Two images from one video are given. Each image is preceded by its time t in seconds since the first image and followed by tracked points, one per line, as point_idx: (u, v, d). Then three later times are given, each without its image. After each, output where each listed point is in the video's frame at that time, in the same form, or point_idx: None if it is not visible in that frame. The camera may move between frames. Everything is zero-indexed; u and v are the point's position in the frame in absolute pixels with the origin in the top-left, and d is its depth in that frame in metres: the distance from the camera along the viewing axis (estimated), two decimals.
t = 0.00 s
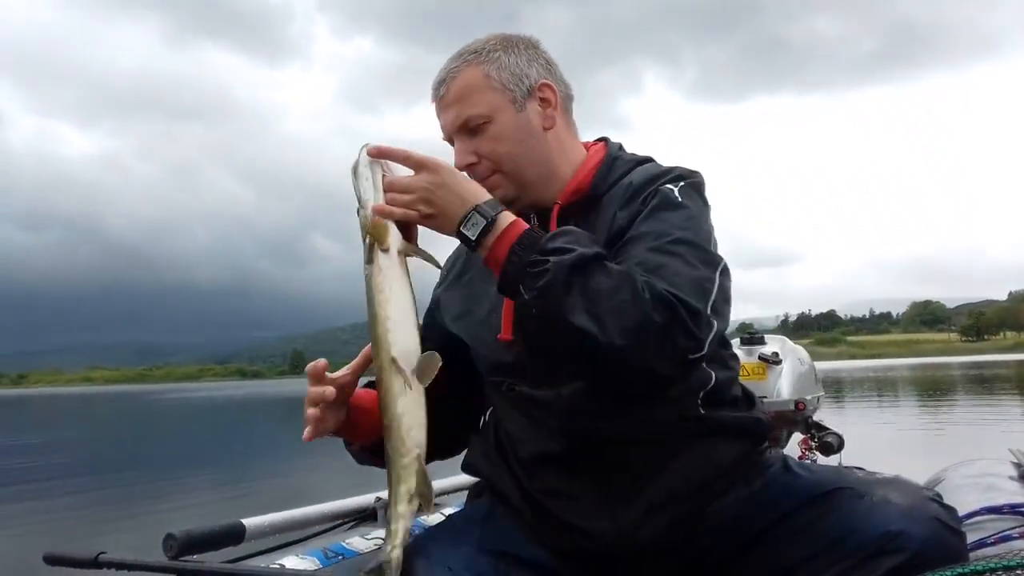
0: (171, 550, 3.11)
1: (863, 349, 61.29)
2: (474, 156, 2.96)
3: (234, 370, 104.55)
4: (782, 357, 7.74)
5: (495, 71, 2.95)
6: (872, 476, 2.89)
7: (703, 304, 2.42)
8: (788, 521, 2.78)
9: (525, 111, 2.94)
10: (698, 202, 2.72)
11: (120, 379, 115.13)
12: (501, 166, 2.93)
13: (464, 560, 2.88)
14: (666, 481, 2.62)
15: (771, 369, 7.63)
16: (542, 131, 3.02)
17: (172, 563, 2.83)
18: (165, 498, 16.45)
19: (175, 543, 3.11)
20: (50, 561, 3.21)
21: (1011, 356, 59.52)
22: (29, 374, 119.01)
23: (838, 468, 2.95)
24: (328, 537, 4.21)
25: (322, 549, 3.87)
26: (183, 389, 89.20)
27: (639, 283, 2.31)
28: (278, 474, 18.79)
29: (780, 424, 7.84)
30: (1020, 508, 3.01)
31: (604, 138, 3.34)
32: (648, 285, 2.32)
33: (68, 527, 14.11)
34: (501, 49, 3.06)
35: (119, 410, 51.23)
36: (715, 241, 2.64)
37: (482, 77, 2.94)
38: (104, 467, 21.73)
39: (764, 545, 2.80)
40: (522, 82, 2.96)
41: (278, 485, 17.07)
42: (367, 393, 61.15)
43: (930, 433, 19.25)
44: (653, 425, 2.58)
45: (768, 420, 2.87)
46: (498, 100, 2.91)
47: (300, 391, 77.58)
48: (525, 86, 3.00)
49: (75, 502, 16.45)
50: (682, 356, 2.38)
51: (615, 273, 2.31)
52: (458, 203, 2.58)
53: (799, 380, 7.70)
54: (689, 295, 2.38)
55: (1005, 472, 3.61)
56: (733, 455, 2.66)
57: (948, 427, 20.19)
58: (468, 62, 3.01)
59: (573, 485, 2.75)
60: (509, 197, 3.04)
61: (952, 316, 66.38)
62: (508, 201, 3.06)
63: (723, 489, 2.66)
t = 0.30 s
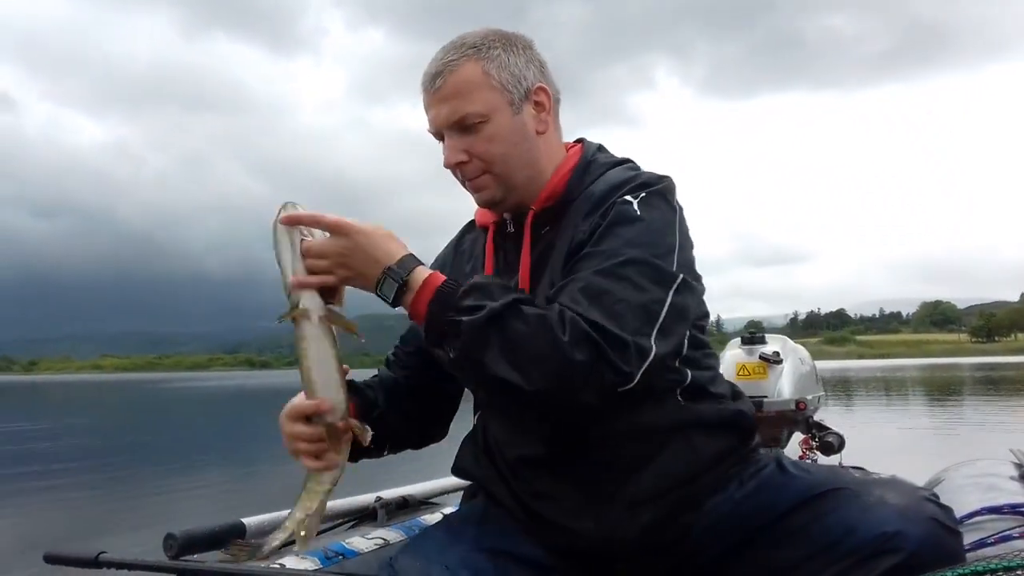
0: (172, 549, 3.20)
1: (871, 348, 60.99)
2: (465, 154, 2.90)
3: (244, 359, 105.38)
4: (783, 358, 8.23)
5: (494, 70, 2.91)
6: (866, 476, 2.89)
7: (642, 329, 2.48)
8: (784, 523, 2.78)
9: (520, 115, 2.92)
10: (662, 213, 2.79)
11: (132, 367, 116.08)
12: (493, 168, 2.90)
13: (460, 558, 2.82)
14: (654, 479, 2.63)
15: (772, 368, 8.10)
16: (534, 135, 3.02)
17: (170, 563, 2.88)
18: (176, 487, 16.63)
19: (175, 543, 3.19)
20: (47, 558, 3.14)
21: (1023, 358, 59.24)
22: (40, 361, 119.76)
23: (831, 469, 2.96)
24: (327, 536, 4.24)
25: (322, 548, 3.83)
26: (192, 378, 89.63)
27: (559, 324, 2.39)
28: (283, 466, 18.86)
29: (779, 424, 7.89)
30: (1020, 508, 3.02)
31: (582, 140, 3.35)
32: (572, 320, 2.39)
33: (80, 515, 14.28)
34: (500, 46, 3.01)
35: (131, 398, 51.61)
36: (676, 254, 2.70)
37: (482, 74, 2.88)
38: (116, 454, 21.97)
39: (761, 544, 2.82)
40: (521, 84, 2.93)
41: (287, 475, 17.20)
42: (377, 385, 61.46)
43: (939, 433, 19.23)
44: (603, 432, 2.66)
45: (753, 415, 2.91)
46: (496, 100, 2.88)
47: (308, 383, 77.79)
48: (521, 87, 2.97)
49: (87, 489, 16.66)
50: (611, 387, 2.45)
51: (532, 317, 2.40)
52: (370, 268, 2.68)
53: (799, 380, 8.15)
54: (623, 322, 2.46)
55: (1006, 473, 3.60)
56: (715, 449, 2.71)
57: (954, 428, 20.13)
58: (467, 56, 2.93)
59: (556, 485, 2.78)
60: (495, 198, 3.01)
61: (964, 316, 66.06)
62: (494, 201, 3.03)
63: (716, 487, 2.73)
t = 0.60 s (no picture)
0: (172, 550, 3.22)
1: (876, 349, 60.83)
2: (449, 159, 2.89)
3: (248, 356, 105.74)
4: (783, 358, 8.22)
5: (482, 77, 2.88)
6: (857, 481, 2.89)
7: (599, 365, 2.51)
8: (775, 530, 2.79)
9: (505, 124, 2.91)
10: (627, 227, 2.72)
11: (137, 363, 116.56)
12: (477, 175, 2.91)
13: (460, 557, 2.83)
14: (640, 480, 2.69)
15: (772, 368, 8.10)
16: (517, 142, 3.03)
17: (171, 563, 2.88)
18: (178, 483, 16.71)
19: (174, 544, 3.20)
20: (49, 558, 3.06)
21: None
22: (45, 356, 120.20)
23: (822, 471, 2.96)
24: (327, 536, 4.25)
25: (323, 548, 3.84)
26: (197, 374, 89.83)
27: (508, 386, 2.51)
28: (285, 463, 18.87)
29: (779, 425, 7.91)
30: (1021, 508, 3.01)
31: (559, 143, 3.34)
32: (520, 378, 2.49)
33: (83, 509, 14.36)
34: (488, 50, 2.96)
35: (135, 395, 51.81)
36: (646, 268, 2.66)
37: (470, 80, 2.85)
38: (120, 449, 22.09)
39: (752, 549, 2.83)
40: (508, 92, 2.91)
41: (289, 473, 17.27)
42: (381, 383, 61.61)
43: (941, 434, 19.22)
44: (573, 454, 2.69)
45: (741, 413, 2.93)
46: (483, 108, 2.86)
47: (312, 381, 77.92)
48: (507, 96, 2.95)
49: (91, 483, 16.76)
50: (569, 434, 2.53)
51: (477, 385, 2.52)
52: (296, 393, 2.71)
53: (798, 380, 8.14)
54: (579, 364, 2.50)
55: (1006, 473, 3.60)
56: (703, 450, 2.76)
57: (957, 429, 20.06)
58: (454, 60, 2.88)
59: (540, 492, 2.81)
60: (477, 205, 3.03)
61: (969, 318, 65.92)
62: (474, 209, 3.04)
63: (705, 490, 2.77)
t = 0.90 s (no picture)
0: (172, 548, 3.20)
1: (875, 350, 60.89)
2: (432, 165, 2.83)
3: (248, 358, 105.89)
4: (784, 357, 8.22)
5: (463, 78, 2.81)
6: (858, 484, 2.89)
7: (591, 380, 2.51)
8: (773, 533, 2.78)
9: (489, 126, 2.85)
10: (619, 231, 2.69)
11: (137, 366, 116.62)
12: (462, 181, 2.86)
13: (458, 556, 2.82)
14: (640, 484, 2.69)
15: (773, 367, 8.11)
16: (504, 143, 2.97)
17: (172, 562, 2.87)
18: (179, 484, 16.76)
19: (175, 543, 3.19)
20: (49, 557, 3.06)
21: None
22: (44, 359, 120.25)
23: (822, 472, 2.96)
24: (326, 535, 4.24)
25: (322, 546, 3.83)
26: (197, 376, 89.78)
27: (499, 408, 2.51)
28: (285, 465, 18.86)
29: (780, 424, 7.91)
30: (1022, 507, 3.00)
31: (547, 138, 3.28)
32: (511, 399, 2.49)
33: (84, 510, 14.40)
34: (470, 49, 2.90)
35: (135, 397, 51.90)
36: (640, 273, 2.65)
37: (451, 83, 2.79)
38: (121, 451, 22.16)
39: (751, 550, 2.82)
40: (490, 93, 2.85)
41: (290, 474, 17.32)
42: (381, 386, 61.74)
43: (941, 434, 19.26)
44: (568, 463, 2.67)
45: (738, 413, 2.92)
46: (464, 111, 2.80)
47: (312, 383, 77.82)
48: (490, 96, 2.89)
49: (92, 485, 16.80)
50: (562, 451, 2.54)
51: (466, 407, 2.52)
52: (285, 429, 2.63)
53: (799, 379, 8.14)
54: (569, 380, 2.50)
55: (1006, 472, 3.59)
56: (701, 453, 2.76)
57: (958, 429, 20.05)
58: (433, 61, 2.81)
59: (537, 497, 2.80)
60: (463, 211, 2.97)
61: (967, 318, 66.09)
62: (461, 214, 3.00)
63: (701, 490, 2.76)
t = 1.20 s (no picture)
0: (171, 549, 3.21)
1: (876, 352, 60.85)
2: (430, 168, 2.82)
3: (248, 362, 105.96)
4: (783, 358, 8.23)
5: (460, 81, 2.80)
6: (859, 485, 2.89)
7: (589, 392, 2.52)
8: (774, 534, 2.78)
9: (487, 130, 2.84)
10: (619, 240, 2.68)
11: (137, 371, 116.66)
12: (459, 185, 2.85)
13: (459, 557, 2.81)
14: (641, 491, 2.68)
15: (772, 368, 8.11)
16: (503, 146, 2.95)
17: (170, 564, 2.87)
18: (179, 488, 16.75)
19: (175, 544, 3.19)
20: (49, 558, 3.04)
21: None
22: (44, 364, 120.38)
23: (822, 473, 2.95)
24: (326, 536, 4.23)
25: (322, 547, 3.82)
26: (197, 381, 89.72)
27: (494, 421, 2.52)
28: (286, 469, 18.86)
29: (779, 425, 7.91)
30: (1021, 509, 2.99)
31: (548, 140, 3.26)
32: (508, 411, 2.50)
33: (84, 514, 14.41)
34: (467, 51, 2.89)
35: (136, 401, 52.02)
36: (640, 283, 2.65)
37: (447, 86, 2.78)
38: (120, 454, 22.18)
39: (751, 550, 2.83)
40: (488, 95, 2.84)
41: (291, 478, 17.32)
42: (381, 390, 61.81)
43: (941, 436, 19.26)
44: (567, 470, 2.66)
45: (738, 418, 2.91)
46: (462, 115, 2.79)
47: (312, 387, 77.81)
48: (489, 98, 2.87)
49: (92, 489, 16.80)
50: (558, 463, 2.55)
51: (462, 418, 2.53)
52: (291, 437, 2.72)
53: (799, 380, 8.15)
54: (566, 392, 2.50)
55: (1006, 473, 3.59)
56: (701, 458, 2.75)
57: (958, 431, 20.03)
58: (430, 63, 2.81)
59: (534, 501, 2.79)
60: (461, 215, 2.96)
61: (968, 320, 66.18)
62: (459, 218, 2.98)
63: (698, 495, 2.75)
